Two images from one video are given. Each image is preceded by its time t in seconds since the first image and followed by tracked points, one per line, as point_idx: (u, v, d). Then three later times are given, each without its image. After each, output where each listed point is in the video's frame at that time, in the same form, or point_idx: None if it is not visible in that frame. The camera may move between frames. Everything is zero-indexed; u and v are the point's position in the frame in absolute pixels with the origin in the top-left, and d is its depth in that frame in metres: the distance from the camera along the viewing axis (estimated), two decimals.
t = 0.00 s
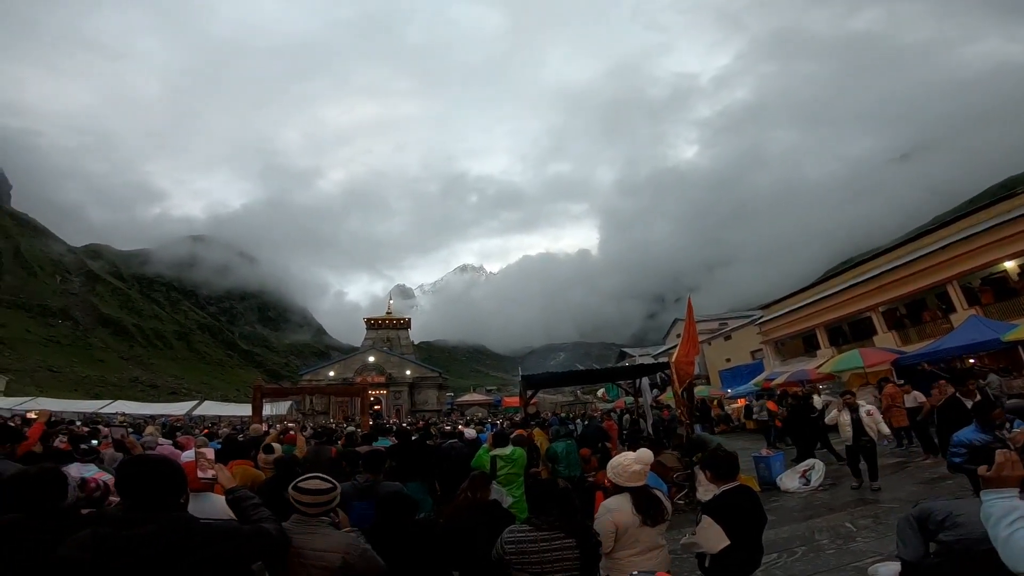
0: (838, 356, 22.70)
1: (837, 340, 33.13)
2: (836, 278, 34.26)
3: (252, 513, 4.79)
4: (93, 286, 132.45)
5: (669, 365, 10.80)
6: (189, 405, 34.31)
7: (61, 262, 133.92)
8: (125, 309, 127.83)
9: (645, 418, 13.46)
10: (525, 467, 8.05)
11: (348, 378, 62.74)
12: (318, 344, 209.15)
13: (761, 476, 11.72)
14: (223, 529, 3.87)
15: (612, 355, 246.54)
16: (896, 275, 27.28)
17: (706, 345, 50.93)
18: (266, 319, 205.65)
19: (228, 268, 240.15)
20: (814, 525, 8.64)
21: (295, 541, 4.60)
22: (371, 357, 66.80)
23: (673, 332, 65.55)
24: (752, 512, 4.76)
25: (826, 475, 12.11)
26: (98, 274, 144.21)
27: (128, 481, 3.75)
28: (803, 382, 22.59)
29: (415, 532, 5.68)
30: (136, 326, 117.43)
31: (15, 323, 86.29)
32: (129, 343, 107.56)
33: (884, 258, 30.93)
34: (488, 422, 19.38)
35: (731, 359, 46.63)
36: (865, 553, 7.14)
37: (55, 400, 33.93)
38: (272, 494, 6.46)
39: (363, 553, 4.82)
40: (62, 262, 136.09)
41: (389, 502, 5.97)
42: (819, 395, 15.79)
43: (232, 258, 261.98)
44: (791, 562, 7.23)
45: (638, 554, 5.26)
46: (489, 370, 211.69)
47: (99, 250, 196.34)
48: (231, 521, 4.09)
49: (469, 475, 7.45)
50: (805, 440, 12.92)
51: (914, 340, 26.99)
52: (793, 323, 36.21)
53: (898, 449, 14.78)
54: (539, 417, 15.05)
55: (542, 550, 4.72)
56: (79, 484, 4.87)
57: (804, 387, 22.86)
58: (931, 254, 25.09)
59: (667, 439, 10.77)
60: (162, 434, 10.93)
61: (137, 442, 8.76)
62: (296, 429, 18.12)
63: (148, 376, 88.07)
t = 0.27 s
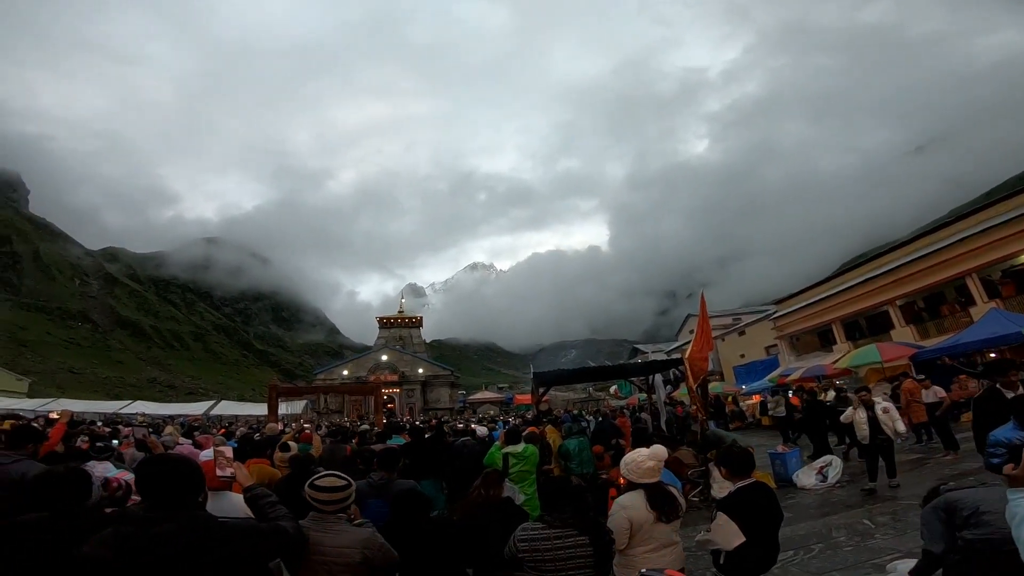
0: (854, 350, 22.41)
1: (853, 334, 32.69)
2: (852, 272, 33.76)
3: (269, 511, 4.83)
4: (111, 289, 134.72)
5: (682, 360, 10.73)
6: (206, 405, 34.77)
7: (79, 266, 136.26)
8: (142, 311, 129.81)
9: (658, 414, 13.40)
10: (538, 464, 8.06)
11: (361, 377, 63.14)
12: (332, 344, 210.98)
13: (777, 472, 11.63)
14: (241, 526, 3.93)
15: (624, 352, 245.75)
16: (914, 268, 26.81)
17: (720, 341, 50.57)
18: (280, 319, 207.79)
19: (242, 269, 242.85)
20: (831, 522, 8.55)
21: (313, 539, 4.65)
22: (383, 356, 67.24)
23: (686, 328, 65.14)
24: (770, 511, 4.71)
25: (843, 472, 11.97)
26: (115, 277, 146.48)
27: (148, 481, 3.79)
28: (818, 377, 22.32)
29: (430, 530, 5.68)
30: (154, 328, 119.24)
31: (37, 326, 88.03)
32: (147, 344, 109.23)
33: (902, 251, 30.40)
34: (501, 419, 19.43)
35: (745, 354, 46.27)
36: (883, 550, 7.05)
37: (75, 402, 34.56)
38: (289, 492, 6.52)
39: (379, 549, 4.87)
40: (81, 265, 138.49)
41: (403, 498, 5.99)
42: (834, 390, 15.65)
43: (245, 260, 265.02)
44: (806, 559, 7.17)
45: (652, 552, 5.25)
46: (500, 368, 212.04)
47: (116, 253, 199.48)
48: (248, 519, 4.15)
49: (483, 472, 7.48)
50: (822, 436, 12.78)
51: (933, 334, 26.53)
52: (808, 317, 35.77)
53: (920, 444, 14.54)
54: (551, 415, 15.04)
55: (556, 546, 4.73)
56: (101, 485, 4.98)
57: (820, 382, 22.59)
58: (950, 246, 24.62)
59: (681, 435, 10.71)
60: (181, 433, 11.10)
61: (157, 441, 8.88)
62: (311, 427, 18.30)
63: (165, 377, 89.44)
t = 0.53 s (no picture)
0: (863, 349, 22.26)
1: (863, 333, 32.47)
2: (861, 270, 33.56)
3: (279, 511, 4.88)
4: (121, 291, 135.90)
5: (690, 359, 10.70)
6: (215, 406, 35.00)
7: (89, 268, 137.48)
8: (152, 313, 130.85)
9: (666, 414, 13.35)
10: (545, 464, 8.06)
11: (369, 377, 63.37)
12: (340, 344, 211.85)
13: (786, 472, 11.55)
14: (251, 525, 3.96)
15: (631, 351, 245.32)
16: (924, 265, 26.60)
17: (727, 340, 50.41)
18: (288, 320, 208.92)
19: (250, 271, 244.28)
20: (841, 522, 8.49)
21: (322, 538, 4.67)
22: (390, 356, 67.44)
23: (694, 327, 64.85)
24: (778, 509, 4.70)
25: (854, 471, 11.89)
26: (125, 279, 147.74)
27: (160, 480, 3.84)
28: (827, 376, 22.19)
29: (438, 530, 5.70)
30: (163, 329, 120.14)
31: (48, 328, 88.96)
32: (156, 346, 110.11)
33: (911, 248, 30.13)
34: (508, 419, 19.44)
35: (753, 354, 46.07)
36: (894, 549, 7.00)
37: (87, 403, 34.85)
38: (298, 492, 6.56)
39: (389, 548, 4.88)
40: (91, 267, 139.77)
41: (413, 499, 6.01)
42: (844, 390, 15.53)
43: (254, 261, 266.60)
44: (816, 559, 7.13)
45: (659, 551, 5.24)
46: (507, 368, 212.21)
47: (126, 255, 201.19)
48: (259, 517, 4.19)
49: (490, 472, 7.48)
50: (832, 435, 12.70)
51: (943, 333, 26.30)
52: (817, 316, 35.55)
53: (931, 443, 14.41)
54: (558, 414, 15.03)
55: (564, 546, 4.73)
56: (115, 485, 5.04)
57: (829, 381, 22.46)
58: (960, 243, 24.42)
59: (689, 434, 10.66)
60: (191, 434, 11.18)
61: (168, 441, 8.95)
62: (320, 427, 18.37)
63: (175, 378, 90.08)
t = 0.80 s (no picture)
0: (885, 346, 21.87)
1: (885, 329, 31.86)
2: (884, 265, 32.79)
3: (302, 510, 4.96)
4: (143, 294, 138.66)
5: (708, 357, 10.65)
6: (236, 406, 35.55)
7: (113, 273, 140.41)
8: (173, 316, 133.27)
9: (683, 412, 13.24)
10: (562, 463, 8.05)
11: (385, 377, 63.87)
12: (356, 345, 213.87)
13: (807, 471, 11.39)
14: (276, 523, 4.03)
15: (647, 350, 243.87)
16: (951, 258, 25.81)
17: (745, 337, 49.92)
18: (305, 321, 211.37)
19: (268, 274, 247.54)
20: (864, 521, 8.38)
21: (344, 536, 4.73)
22: (406, 356, 67.87)
23: (711, 325, 64.19)
24: (800, 507, 4.66)
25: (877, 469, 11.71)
26: (147, 282, 150.69)
27: (187, 480, 3.92)
28: (849, 374, 21.86)
29: (456, 528, 5.74)
30: (185, 332, 122.30)
31: (74, 331, 91.08)
32: (178, 348, 112.19)
33: (934, 243, 29.50)
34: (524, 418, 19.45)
35: (772, 351, 45.54)
36: (919, 548, 6.90)
37: (113, 405, 35.59)
38: (319, 490, 6.66)
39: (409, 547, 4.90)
40: (114, 272, 142.75)
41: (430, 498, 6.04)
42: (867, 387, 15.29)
43: (271, 264, 270.18)
44: (838, 558, 7.05)
45: (678, 549, 5.21)
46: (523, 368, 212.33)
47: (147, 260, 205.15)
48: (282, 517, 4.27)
49: (508, 471, 7.50)
50: (854, 433, 12.53)
51: (969, 328, 25.69)
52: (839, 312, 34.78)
53: (958, 440, 14.11)
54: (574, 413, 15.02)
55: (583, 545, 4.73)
56: (144, 488, 5.16)
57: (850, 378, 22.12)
58: (989, 236, 23.69)
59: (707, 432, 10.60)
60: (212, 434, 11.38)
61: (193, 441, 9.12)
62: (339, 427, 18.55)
63: (197, 379, 91.71)
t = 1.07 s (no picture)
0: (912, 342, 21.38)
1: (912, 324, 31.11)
2: (914, 256, 31.78)
3: (327, 507, 5.04)
4: (168, 297, 141.74)
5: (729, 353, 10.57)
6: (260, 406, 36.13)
7: (138, 276, 143.66)
8: (198, 317, 135.99)
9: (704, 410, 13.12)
10: (581, 461, 8.02)
11: (404, 376, 64.37)
12: (375, 344, 215.89)
13: (832, 469, 11.21)
14: (302, 520, 4.11)
15: (666, 347, 242.07)
16: (980, 250, 25.11)
17: (767, 333, 49.29)
18: (325, 322, 214.01)
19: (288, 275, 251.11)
20: (891, 519, 8.23)
21: (368, 532, 4.81)
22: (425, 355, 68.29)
23: (732, 321, 63.38)
24: (826, 505, 4.59)
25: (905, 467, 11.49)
26: (171, 285, 153.95)
27: (216, 477, 4.01)
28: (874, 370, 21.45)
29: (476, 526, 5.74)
30: (209, 333, 124.71)
31: (103, 334, 93.53)
32: (203, 349, 114.47)
33: (963, 235, 28.71)
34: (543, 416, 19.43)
35: (794, 347, 44.87)
36: (948, 547, 6.75)
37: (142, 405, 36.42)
38: (342, 487, 6.76)
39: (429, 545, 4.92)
40: (140, 275, 146.09)
41: (451, 496, 6.08)
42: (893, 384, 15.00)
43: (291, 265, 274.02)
44: (864, 557, 6.94)
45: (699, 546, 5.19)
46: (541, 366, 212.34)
47: (172, 263, 209.63)
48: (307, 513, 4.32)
49: (527, 468, 7.51)
50: (881, 430, 12.30)
51: (1001, 322, 24.93)
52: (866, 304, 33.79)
53: (989, 438, 13.75)
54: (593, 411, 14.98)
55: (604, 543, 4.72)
56: (173, 485, 5.29)
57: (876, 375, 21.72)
58: (1021, 227, 22.83)
59: (729, 430, 10.48)
60: (237, 433, 11.62)
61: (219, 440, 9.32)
62: (360, 426, 18.76)
63: (221, 380, 93.53)
